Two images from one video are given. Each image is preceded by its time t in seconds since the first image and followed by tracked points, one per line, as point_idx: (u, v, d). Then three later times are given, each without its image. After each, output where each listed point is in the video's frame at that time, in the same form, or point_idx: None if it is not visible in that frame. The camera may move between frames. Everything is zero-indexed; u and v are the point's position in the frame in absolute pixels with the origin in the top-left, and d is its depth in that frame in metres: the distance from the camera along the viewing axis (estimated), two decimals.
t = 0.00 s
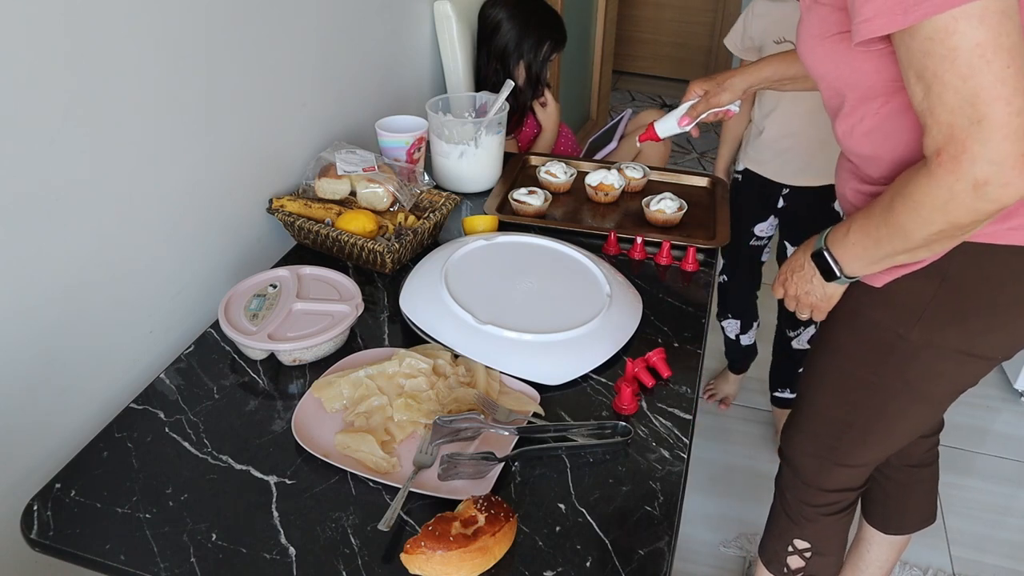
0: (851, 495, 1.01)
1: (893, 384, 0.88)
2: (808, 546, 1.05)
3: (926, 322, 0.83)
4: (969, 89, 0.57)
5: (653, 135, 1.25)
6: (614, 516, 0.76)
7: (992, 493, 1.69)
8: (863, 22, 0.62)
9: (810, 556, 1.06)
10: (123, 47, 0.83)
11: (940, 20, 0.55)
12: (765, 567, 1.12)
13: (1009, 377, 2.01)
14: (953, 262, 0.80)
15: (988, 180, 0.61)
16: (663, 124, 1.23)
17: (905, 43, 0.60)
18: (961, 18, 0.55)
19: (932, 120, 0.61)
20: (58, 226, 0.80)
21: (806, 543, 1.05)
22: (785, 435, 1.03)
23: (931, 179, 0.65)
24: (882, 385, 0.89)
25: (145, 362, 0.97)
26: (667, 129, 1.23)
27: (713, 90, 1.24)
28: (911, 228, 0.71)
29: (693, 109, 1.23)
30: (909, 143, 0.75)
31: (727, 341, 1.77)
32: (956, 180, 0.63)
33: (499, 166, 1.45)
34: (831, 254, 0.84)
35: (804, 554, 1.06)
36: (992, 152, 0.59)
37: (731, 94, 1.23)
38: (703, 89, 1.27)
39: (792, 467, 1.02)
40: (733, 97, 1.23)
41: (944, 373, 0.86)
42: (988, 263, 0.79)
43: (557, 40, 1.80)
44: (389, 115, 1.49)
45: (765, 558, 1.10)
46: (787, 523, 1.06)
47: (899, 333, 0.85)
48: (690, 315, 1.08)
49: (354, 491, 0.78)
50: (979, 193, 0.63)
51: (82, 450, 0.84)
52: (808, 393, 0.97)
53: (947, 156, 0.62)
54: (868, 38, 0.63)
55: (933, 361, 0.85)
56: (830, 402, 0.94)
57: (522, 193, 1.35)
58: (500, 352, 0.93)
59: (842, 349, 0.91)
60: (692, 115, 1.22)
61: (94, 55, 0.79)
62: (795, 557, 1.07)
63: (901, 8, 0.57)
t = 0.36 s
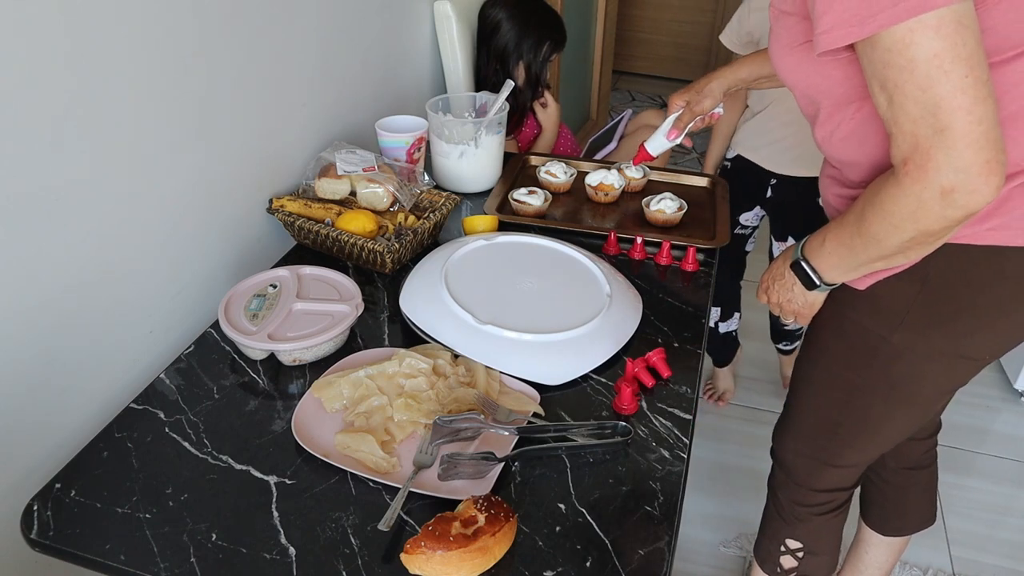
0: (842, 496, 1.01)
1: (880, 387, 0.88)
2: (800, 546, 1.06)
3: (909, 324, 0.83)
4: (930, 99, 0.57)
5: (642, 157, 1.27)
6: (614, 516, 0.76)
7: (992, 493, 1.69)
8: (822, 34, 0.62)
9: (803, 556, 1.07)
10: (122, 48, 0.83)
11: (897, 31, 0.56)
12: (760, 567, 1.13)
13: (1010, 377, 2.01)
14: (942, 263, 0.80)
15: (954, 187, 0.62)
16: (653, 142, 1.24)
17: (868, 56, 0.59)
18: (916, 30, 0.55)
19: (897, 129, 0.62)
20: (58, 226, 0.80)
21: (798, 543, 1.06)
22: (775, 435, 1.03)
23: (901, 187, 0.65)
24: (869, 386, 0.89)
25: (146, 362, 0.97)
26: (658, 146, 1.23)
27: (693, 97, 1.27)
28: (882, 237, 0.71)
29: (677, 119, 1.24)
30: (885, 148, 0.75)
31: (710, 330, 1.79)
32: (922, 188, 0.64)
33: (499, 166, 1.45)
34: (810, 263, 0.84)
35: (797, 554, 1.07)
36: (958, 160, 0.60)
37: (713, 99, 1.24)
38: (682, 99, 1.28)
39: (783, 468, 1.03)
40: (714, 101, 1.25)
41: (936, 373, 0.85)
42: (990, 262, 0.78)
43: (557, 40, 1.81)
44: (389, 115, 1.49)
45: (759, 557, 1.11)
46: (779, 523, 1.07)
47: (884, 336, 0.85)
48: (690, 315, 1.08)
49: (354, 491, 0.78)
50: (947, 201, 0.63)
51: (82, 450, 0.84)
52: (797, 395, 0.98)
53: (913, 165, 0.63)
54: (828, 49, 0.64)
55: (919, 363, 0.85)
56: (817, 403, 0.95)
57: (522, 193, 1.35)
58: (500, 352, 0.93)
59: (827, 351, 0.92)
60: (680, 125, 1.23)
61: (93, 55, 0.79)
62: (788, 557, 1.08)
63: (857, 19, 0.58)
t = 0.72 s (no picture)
0: (840, 496, 1.01)
1: (875, 389, 0.88)
2: (798, 547, 1.06)
3: (904, 325, 0.83)
4: (920, 103, 0.57)
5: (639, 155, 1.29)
6: (614, 516, 0.76)
7: (991, 493, 1.69)
8: (812, 41, 0.62)
9: (801, 557, 1.07)
10: (122, 48, 0.83)
11: (887, 37, 0.56)
12: (758, 567, 1.13)
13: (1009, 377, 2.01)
14: (940, 263, 0.80)
15: (948, 191, 0.62)
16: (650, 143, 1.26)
17: (858, 61, 0.59)
18: (907, 36, 0.55)
19: (888, 134, 0.62)
20: (58, 226, 0.80)
21: (796, 544, 1.06)
22: (772, 436, 1.03)
23: (893, 192, 0.65)
24: (865, 387, 0.89)
25: (146, 362, 0.97)
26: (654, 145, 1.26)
27: (685, 96, 1.28)
28: (875, 242, 0.71)
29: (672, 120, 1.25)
30: (878, 150, 0.75)
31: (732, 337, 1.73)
32: (915, 193, 0.63)
33: (499, 166, 1.45)
34: (799, 266, 0.83)
35: (795, 555, 1.07)
36: (951, 164, 0.60)
37: (707, 98, 1.25)
38: (675, 100, 1.29)
39: (780, 469, 1.03)
40: (708, 100, 1.26)
41: (933, 373, 0.86)
42: (989, 262, 0.78)
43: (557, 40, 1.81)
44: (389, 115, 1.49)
45: (757, 558, 1.12)
46: (777, 524, 1.07)
47: (877, 337, 0.85)
48: (690, 315, 1.08)
49: (354, 491, 0.78)
50: (941, 205, 0.63)
51: (82, 450, 0.84)
52: (793, 396, 0.97)
53: (907, 170, 0.63)
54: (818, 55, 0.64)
55: (916, 364, 0.85)
56: (813, 404, 0.94)
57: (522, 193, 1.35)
58: (499, 352, 0.93)
59: (821, 352, 0.92)
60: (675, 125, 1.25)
61: (94, 55, 0.79)
62: (786, 558, 1.08)
63: (846, 26, 0.58)
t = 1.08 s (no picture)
0: (840, 496, 1.01)
1: (874, 389, 0.88)
2: (798, 547, 1.06)
3: (903, 326, 0.83)
4: (921, 107, 0.57)
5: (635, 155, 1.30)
6: (614, 516, 0.76)
7: (992, 493, 1.69)
8: (811, 45, 0.62)
9: (800, 557, 1.07)
10: (122, 48, 0.83)
11: (887, 40, 0.56)
12: (758, 567, 1.13)
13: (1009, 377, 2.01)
14: (940, 263, 0.80)
15: (948, 193, 0.62)
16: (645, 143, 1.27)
17: (857, 65, 0.59)
18: (905, 39, 0.55)
19: (888, 137, 0.62)
20: (58, 226, 0.80)
21: (795, 544, 1.06)
22: (771, 436, 1.03)
23: (893, 194, 0.65)
24: (864, 387, 0.89)
25: (146, 362, 0.97)
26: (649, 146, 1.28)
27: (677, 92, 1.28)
28: (875, 244, 0.71)
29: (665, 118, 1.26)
30: (877, 150, 0.75)
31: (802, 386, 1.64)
32: (916, 195, 0.63)
33: (499, 166, 1.45)
34: (797, 268, 0.83)
35: (794, 555, 1.07)
36: (951, 166, 0.60)
37: (698, 93, 1.25)
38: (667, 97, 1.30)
39: (779, 469, 1.03)
40: (700, 96, 1.26)
41: (933, 373, 0.85)
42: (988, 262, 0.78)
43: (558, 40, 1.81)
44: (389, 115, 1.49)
45: (757, 557, 1.12)
46: (777, 524, 1.07)
47: (876, 338, 0.85)
48: (690, 315, 1.08)
49: (354, 491, 0.78)
50: (942, 207, 0.63)
51: (82, 450, 0.84)
52: (792, 397, 0.97)
53: (907, 173, 0.63)
54: (817, 59, 0.64)
55: (915, 364, 0.85)
56: (813, 405, 0.94)
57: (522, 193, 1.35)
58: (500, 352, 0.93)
59: (820, 353, 0.92)
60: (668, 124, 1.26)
61: (94, 55, 0.79)
62: (785, 558, 1.08)
63: (845, 29, 0.58)
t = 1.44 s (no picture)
0: (839, 496, 1.01)
1: (874, 389, 0.88)
2: (798, 547, 1.06)
3: (903, 326, 0.83)
4: (920, 107, 0.57)
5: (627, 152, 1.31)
6: (614, 516, 0.76)
7: (991, 492, 1.69)
8: (809, 46, 0.62)
9: (800, 557, 1.07)
10: (122, 48, 0.83)
11: (886, 41, 0.56)
12: (758, 567, 1.13)
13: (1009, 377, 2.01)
14: (940, 264, 0.80)
15: (948, 194, 0.62)
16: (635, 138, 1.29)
17: (856, 65, 0.59)
18: (905, 39, 0.55)
19: (888, 137, 0.62)
20: (58, 226, 0.80)
21: (795, 544, 1.06)
22: (770, 437, 1.03)
23: (892, 194, 0.65)
24: (863, 388, 0.89)
25: (145, 362, 0.97)
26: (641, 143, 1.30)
27: (670, 89, 1.30)
28: (875, 244, 0.71)
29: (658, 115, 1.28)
30: (876, 151, 0.75)
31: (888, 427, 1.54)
32: (915, 195, 0.63)
33: (499, 166, 1.45)
34: (796, 271, 0.83)
35: (794, 555, 1.07)
36: (951, 166, 0.60)
37: (690, 91, 1.27)
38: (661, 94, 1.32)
39: (779, 470, 1.03)
40: (692, 94, 1.28)
41: (932, 373, 0.85)
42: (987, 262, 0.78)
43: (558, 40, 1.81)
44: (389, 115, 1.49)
45: (757, 558, 1.12)
46: (776, 524, 1.07)
47: (875, 338, 0.85)
48: (690, 315, 1.08)
49: (354, 491, 0.78)
50: (942, 207, 0.63)
51: (82, 450, 0.84)
52: (792, 397, 0.97)
53: (906, 173, 0.63)
54: (815, 61, 0.64)
55: (915, 364, 0.85)
56: (813, 405, 0.94)
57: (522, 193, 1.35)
58: (500, 352, 0.93)
59: (820, 353, 0.92)
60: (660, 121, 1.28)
61: (94, 55, 0.79)
62: (785, 558, 1.08)
63: (844, 30, 0.58)
